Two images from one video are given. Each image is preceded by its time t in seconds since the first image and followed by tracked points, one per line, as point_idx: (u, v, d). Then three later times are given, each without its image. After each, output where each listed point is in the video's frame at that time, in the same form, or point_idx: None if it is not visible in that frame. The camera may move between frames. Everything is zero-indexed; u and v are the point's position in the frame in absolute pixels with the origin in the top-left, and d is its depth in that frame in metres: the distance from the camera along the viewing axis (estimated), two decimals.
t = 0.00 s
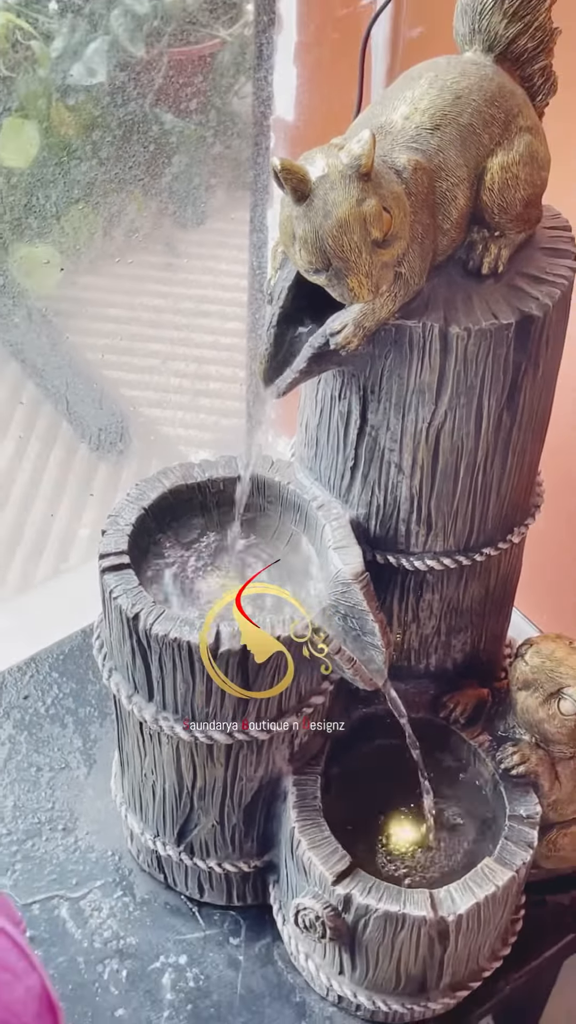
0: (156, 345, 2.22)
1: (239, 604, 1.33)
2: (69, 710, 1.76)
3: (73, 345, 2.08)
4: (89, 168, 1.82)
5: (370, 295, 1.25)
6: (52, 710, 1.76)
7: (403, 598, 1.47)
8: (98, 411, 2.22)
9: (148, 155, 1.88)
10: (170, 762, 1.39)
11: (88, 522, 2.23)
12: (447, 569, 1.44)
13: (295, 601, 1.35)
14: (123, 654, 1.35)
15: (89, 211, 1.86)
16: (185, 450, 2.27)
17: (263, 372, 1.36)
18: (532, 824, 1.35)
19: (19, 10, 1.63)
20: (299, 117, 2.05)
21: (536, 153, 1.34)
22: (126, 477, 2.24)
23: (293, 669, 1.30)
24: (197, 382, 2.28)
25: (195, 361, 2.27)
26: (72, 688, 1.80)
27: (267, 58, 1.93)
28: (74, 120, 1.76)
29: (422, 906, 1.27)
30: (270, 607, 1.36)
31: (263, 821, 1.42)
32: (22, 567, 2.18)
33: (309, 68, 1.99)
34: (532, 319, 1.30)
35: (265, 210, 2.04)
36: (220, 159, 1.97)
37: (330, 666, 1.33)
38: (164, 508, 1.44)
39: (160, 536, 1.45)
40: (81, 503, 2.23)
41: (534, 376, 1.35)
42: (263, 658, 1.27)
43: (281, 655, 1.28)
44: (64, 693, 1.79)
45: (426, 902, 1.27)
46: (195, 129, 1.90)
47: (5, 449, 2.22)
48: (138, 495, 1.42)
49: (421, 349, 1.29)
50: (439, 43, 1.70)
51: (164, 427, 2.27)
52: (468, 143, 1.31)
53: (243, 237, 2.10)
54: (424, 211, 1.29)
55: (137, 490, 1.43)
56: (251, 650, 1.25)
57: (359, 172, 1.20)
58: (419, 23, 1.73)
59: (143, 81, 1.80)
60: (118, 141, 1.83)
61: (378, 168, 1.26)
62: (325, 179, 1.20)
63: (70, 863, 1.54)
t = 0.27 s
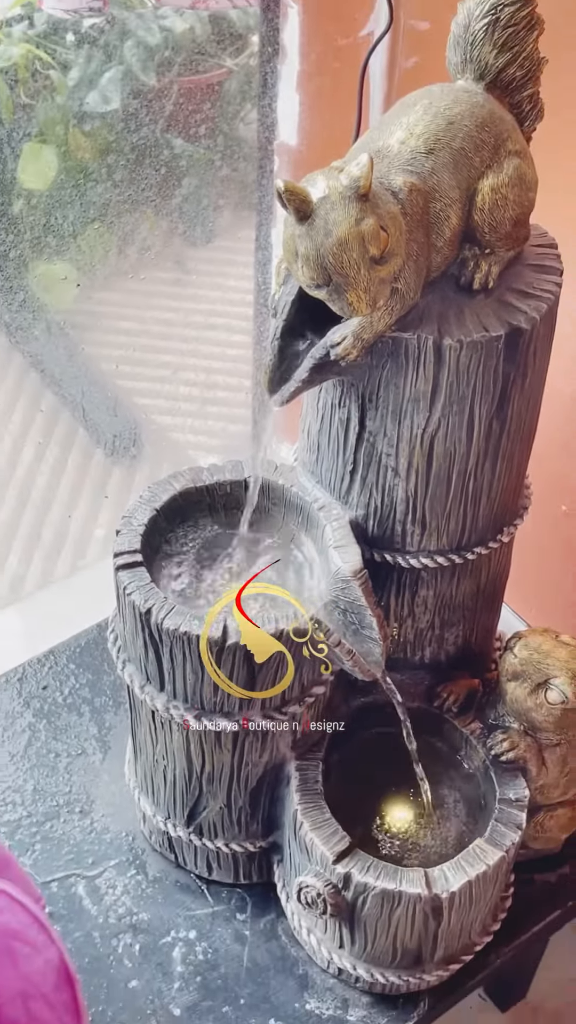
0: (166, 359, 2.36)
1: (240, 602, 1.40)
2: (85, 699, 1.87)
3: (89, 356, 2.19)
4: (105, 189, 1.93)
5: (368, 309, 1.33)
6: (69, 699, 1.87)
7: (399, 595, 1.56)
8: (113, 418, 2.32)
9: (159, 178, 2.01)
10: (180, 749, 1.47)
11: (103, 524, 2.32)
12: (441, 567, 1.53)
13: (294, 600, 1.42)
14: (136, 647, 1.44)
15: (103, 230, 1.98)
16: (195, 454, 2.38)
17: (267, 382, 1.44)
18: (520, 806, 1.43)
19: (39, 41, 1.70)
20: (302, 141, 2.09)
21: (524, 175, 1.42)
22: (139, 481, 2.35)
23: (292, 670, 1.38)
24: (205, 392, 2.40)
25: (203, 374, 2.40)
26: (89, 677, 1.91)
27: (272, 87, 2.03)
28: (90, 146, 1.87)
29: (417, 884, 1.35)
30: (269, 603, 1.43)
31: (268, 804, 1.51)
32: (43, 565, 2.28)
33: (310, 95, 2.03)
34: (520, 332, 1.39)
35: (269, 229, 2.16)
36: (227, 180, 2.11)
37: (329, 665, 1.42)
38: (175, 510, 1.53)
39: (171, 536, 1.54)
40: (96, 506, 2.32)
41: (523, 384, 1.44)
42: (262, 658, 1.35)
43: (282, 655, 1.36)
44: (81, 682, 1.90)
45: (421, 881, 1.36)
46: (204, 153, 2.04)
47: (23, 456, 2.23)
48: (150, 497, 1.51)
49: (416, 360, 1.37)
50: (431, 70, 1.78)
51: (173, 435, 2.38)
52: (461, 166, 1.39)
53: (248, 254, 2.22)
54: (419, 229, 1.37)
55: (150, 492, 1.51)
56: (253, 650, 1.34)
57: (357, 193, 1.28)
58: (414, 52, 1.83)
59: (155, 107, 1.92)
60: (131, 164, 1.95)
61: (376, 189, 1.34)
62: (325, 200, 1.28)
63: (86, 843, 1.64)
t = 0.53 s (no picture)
0: (176, 370, 2.48)
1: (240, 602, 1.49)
2: (101, 689, 1.99)
3: (105, 369, 2.30)
4: (119, 213, 2.03)
5: (366, 325, 1.41)
6: (86, 690, 1.98)
7: (395, 592, 1.66)
8: (127, 427, 2.45)
9: (169, 202, 2.11)
10: (189, 736, 1.57)
11: (117, 525, 2.46)
12: (434, 566, 1.63)
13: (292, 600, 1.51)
14: (148, 641, 1.53)
15: (118, 251, 2.08)
16: (203, 459, 2.56)
17: (271, 393, 1.53)
18: (509, 790, 1.53)
19: (57, 74, 1.78)
20: (304, 168, 2.24)
21: (511, 199, 1.51)
22: (151, 484, 2.50)
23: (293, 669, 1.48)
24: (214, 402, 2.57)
25: (211, 386, 2.55)
26: (103, 669, 2.03)
27: (276, 116, 2.18)
28: (105, 172, 1.96)
29: (412, 863, 1.44)
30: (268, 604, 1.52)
31: (271, 788, 1.61)
32: (60, 565, 2.39)
33: (312, 124, 2.18)
34: (508, 346, 1.48)
35: (273, 250, 2.31)
36: (233, 204, 2.22)
37: (329, 665, 1.52)
38: (184, 512, 1.63)
39: (181, 537, 1.64)
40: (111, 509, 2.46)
41: (510, 395, 1.53)
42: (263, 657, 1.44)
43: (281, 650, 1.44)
44: (96, 674, 2.02)
45: (416, 860, 1.44)
46: (212, 178, 2.15)
47: (42, 463, 2.34)
48: (161, 501, 1.61)
49: (411, 372, 1.46)
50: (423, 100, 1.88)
51: (185, 442, 2.55)
52: (452, 191, 1.48)
53: (253, 273, 2.35)
54: (413, 249, 1.45)
55: (160, 497, 1.62)
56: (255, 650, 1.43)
57: (355, 216, 1.36)
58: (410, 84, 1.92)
59: (166, 136, 2.02)
60: (143, 190, 2.05)
61: (373, 212, 1.42)
62: (325, 223, 1.36)
63: (102, 826, 1.75)
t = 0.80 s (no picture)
0: (183, 381, 2.56)
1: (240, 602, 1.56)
2: (111, 684, 2.07)
3: (114, 380, 2.39)
4: (127, 230, 2.13)
5: (363, 337, 1.48)
6: (96, 685, 2.06)
7: (391, 592, 1.73)
8: (136, 435, 2.53)
9: (176, 219, 2.20)
10: (195, 729, 1.65)
11: (126, 527, 2.55)
12: (428, 567, 1.71)
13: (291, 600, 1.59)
14: (156, 639, 1.60)
15: (127, 267, 2.18)
16: (209, 466, 2.62)
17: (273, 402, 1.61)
18: (500, 781, 1.60)
19: (68, 97, 1.89)
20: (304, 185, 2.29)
21: (502, 216, 1.58)
22: (160, 490, 2.57)
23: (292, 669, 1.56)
24: (219, 412, 2.64)
25: (216, 397, 2.64)
26: (113, 665, 2.11)
27: (277, 139, 2.26)
28: (115, 191, 2.06)
29: (407, 850, 1.51)
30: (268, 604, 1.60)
31: (273, 778, 1.69)
32: (71, 565, 2.49)
33: (313, 145, 2.23)
34: (499, 357, 1.55)
35: (275, 266, 2.39)
36: (236, 222, 2.32)
37: (328, 665, 1.60)
38: (190, 515, 1.71)
39: (187, 539, 1.71)
40: (120, 513, 2.54)
41: (501, 403, 1.60)
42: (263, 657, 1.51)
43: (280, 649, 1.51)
44: (106, 669, 2.10)
45: (412, 848, 1.51)
46: (216, 197, 2.24)
47: (55, 469, 2.42)
48: (168, 505, 1.68)
49: (406, 382, 1.53)
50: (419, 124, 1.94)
51: (192, 450, 2.62)
52: (445, 209, 1.55)
53: (256, 287, 2.45)
54: (408, 265, 1.52)
55: (167, 501, 1.69)
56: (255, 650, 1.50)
57: (353, 233, 1.43)
58: (405, 106, 2.00)
59: (172, 157, 2.11)
60: (151, 209, 2.15)
61: (369, 229, 1.49)
62: (324, 240, 1.44)
63: (112, 815, 1.83)
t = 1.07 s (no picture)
0: (185, 393, 2.59)
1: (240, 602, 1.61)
2: (119, 680, 2.13)
3: (119, 387, 2.42)
4: (134, 244, 2.18)
5: (360, 348, 1.54)
6: (105, 681, 2.13)
7: (389, 592, 1.80)
8: (142, 440, 2.57)
9: (181, 233, 2.25)
10: (200, 725, 1.71)
11: (134, 530, 2.60)
12: (424, 568, 1.77)
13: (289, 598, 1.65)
14: (161, 637, 1.66)
15: (134, 279, 2.22)
16: (213, 472, 2.67)
17: (274, 409, 1.67)
18: (494, 774, 1.66)
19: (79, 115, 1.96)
20: (304, 201, 2.41)
21: (495, 231, 1.64)
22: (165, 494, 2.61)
23: (292, 669, 1.62)
24: (223, 419, 2.69)
25: (221, 404, 2.68)
26: (121, 662, 2.18)
27: (278, 156, 2.37)
28: (121, 206, 2.11)
29: (404, 841, 1.57)
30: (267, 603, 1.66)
31: (275, 772, 1.75)
32: (80, 569, 2.57)
33: (312, 162, 2.35)
34: (492, 366, 1.61)
35: (277, 276, 2.48)
36: (239, 236, 2.37)
37: (328, 665, 1.66)
38: (195, 518, 1.77)
39: (192, 541, 1.78)
40: (128, 517, 2.59)
41: (494, 410, 1.66)
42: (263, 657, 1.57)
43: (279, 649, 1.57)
44: (114, 666, 2.17)
45: (409, 839, 1.57)
46: (220, 212, 2.29)
47: (65, 474, 2.49)
48: (173, 508, 1.75)
49: (402, 390, 1.59)
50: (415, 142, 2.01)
51: (197, 454, 2.67)
52: (440, 223, 1.61)
53: (259, 298, 2.52)
54: (404, 278, 1.58)
55: (172, 505, 1.75)
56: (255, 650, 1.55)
57: (351, 246, 1.47)
58: (400, 126, 2.06)
59: (177, 173, 2.16)
60: (157, 224, 2.20)
61: (367, 243, 1.54)
62: (322, 253, 1.48)
63: (120, 807, 1.89)
